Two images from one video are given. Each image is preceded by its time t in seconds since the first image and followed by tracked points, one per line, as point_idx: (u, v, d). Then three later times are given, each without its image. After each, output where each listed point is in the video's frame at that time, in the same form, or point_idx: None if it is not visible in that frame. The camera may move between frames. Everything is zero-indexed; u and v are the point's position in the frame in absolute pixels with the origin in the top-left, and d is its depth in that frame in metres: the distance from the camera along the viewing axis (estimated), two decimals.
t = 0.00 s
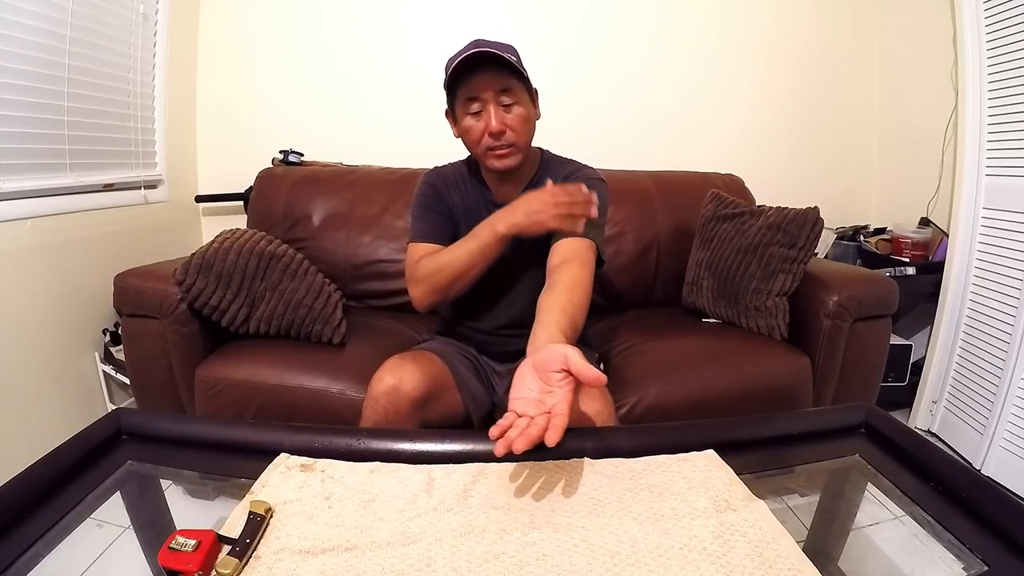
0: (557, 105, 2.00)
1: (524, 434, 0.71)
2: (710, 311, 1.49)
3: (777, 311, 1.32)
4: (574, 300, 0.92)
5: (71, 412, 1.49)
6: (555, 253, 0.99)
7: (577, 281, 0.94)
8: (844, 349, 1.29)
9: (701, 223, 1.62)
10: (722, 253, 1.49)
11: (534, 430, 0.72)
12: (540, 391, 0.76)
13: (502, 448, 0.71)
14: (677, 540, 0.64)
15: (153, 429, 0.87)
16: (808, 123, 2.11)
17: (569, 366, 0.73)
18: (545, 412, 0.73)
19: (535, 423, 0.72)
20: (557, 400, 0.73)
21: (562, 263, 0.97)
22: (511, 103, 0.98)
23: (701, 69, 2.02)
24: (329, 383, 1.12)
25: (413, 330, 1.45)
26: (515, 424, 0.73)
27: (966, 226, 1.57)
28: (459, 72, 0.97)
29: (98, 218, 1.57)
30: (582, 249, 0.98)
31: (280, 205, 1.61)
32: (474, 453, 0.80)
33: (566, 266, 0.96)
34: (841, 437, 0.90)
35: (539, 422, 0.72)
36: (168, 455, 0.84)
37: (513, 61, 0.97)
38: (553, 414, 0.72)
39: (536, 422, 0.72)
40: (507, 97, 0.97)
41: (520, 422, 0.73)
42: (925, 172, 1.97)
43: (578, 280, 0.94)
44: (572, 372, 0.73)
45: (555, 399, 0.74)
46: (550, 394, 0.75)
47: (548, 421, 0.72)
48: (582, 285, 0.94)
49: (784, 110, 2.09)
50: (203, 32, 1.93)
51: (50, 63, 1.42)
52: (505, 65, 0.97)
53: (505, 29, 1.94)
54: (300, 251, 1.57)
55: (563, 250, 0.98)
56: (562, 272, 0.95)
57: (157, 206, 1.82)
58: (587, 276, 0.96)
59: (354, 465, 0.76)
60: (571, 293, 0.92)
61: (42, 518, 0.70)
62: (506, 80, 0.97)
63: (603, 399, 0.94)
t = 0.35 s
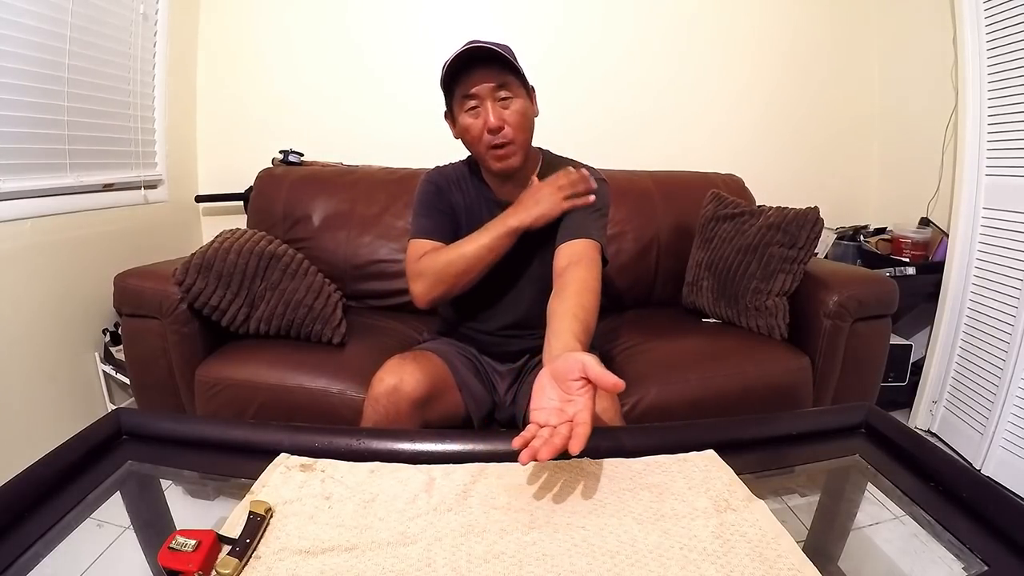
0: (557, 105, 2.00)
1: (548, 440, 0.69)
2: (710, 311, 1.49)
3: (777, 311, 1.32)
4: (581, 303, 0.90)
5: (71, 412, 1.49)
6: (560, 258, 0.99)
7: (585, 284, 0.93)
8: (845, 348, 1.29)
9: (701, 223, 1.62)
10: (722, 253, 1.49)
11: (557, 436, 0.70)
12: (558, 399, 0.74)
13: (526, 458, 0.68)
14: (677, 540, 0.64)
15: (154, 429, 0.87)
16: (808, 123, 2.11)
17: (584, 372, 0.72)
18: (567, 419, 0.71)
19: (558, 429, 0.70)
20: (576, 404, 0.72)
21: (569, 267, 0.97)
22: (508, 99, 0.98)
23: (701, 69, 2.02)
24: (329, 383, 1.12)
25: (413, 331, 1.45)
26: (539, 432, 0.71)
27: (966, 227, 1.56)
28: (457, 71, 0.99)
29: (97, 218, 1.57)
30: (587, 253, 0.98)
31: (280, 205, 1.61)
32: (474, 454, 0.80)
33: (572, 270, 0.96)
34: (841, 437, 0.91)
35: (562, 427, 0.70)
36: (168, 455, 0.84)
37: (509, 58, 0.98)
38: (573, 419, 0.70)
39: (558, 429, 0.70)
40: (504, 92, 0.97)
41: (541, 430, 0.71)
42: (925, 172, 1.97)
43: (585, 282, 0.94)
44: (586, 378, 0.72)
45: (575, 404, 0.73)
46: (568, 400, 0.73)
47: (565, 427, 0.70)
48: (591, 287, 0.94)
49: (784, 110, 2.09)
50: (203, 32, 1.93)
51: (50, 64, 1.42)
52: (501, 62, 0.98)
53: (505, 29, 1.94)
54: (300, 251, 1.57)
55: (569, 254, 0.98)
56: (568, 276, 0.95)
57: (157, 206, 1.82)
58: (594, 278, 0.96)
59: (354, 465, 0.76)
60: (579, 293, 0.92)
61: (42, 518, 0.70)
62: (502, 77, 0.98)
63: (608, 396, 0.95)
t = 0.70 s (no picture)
0: (557, 105, 2.00)
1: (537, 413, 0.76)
2: (710, 311, 1.50)
3: (777, 311, 1.32)
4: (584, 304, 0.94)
5: (71, 412, 1.49)
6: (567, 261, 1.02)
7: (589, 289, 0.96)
8: (845, 349, 1.29)
9: (700, 223, 1.62)
10: (722, 253, 1.49)
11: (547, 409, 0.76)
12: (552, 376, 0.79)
13: (513, 424, 0.77)
14: (677, 540, 0.64)
15: (153, 429, 0.87)
16: (808, 123, 2.11)
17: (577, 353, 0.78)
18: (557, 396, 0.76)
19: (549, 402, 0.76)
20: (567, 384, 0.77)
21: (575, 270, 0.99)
22: (510, 102, 0.99)
23: (701, 69, 2.02)
24: (328, 384, 1.12)
25: (413, 331, 1.45)
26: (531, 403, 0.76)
27: (966, 227, 1.56)
28: (459, 73, 0.99)
29: (97, 219, 1.57)
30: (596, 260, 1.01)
31: (280, 205, 1.61)
32: (473, 454, 0.80)
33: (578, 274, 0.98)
34: (841, 437, 0.90)
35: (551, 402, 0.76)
36: (168, 455, 0.84)
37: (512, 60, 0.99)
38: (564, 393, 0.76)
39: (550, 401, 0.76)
40: (506, 96, 0.98)
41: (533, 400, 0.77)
42: (925, 172, 1.97)
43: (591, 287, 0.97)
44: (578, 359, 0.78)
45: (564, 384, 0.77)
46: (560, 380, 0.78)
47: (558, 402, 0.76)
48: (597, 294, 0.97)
49: (784, 110, 2.09)
50: (202, 32, 1.93)
51: (50, 64, 1.42)
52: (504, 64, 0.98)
53: (505, 29, 1.94)
54: (300, 251, 1.57)
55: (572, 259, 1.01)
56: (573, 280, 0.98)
57: (157, 206, 1.82)
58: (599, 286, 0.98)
59: (354, 465, 0.76)
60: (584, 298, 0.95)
61: (42, 518, 0.70)
62: (506, 80, 0.98)
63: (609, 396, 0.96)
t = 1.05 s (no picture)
0: (557, 104, 2.00)
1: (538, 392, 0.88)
2: (710, 311, 1.50)
3: (777, 311, 1.32)
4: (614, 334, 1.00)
5: (71, 412, 1.49)
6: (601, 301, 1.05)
7: (617, 323, 1.02)
8: (845, 349, 1.29)
9: (701, 223, 1.62)
10: (722, 253, 1.49)
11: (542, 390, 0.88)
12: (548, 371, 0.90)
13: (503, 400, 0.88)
14: (677, 540, 0.64)
15: (153, 429, 0.87)
16: (807, 123, 2.11)
17: (564, 339, 0.92)
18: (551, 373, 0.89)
19: (543, 378, 0.88)
20: (556, 366, 0.89)
21: (604, 308, 1.04)
22: (492, 122, 0.93)
23: (701, 69, 2.02)
24: (329, 384, 1.12)
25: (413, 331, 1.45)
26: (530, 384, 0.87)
27: (966, 227, 1.56)
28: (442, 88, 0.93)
29: (97, 219, 1.57)
30: (628, 298, 1.05)
31: (280, 205, 1.61)
32: (473, 454, 0.80)
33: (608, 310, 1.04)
34: (840, 437, 0.90)
35: (545, 380, 0.88)
36: (168, 455, 0.84)
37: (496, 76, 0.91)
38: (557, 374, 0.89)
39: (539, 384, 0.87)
40: (487, 119, 0.93)
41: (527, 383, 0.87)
42: (925, 173, 1.97)
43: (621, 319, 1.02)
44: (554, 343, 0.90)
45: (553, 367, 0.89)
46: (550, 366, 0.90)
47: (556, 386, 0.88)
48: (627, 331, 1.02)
49: (784, 110, 2.09)
50: (202, 32, 1.93)
51: (50, 64, 1.42)
52: (485, 77, 0.91)
53: (505, 30, 1.94)
54: (300, 251, 1.57)
55: (603, 297, 1.05)
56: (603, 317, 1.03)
57: (157, 206, 1.82)
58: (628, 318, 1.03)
59: (354, 465, 0.76)
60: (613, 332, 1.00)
61: (42, 518, 0.70)
62: (485, 97, 0.91)
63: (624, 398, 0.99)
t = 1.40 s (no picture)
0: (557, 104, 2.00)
1: (561, 399, 0.83)
2: (710, 311, 1.50)
3: (778, 311, 1.32)
4: (621, 335, 0.99)
5: (71, 413, 1.49)
6: (601, 298, 1.06)
7: (622, 323, 1.01)
8: (845, 349, 1.29)
9: (701, 223, 1.62)
10: (722, 253, 1.49)
11: (566, 396, 0.83)
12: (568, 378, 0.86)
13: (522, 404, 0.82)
14: (677, 540, 0.64)
15: (153, 429, 0.86)
16: (807, 123, 2.11)
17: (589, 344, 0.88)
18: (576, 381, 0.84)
19: (569, 385, 0.83)
20: (580, 372, 0.85)
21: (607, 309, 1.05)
22: (508, 113, 0.94)
23: (701, 69, 2.02)
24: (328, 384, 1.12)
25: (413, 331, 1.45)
26: (556, 391, 0.82)
27: (966, 227, 1.56)
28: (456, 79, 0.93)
29: (97, 219, 1.57)
30: (628, 298, 1.05)
31: (280, 205, 1.61)
32: (474, 454, 0.80)
33: (612, 311, 1.04)
34: (840, 438, 0.90)
35: (569, 387, 0.83)
36: (168, 455, 0.84)
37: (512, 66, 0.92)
38: (579, 380, 0.85)
39: (563, 392, 0.83)
40: (505, 108, 0.93)
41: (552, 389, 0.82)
42: (925, 172, 1.97)
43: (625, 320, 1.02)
44: (580, 348, 0.85)
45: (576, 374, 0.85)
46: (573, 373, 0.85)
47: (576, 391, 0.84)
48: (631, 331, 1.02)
49: (784, 109, 2.09)
50: (202, 32, 1.93)
51: (50, 64, 1.42)
52: (503, 68, 0.91)
53: (505, 30, 1.94)
54: (300, 251, 1.57)
55: (603, 295, 1.06)
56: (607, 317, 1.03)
57: (157, 206, 1.82)
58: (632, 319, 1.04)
59: (354, 465, 0.76)
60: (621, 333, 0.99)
61: (42, 519, 0.70)
62: (502, 88, 0.92)
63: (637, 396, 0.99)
